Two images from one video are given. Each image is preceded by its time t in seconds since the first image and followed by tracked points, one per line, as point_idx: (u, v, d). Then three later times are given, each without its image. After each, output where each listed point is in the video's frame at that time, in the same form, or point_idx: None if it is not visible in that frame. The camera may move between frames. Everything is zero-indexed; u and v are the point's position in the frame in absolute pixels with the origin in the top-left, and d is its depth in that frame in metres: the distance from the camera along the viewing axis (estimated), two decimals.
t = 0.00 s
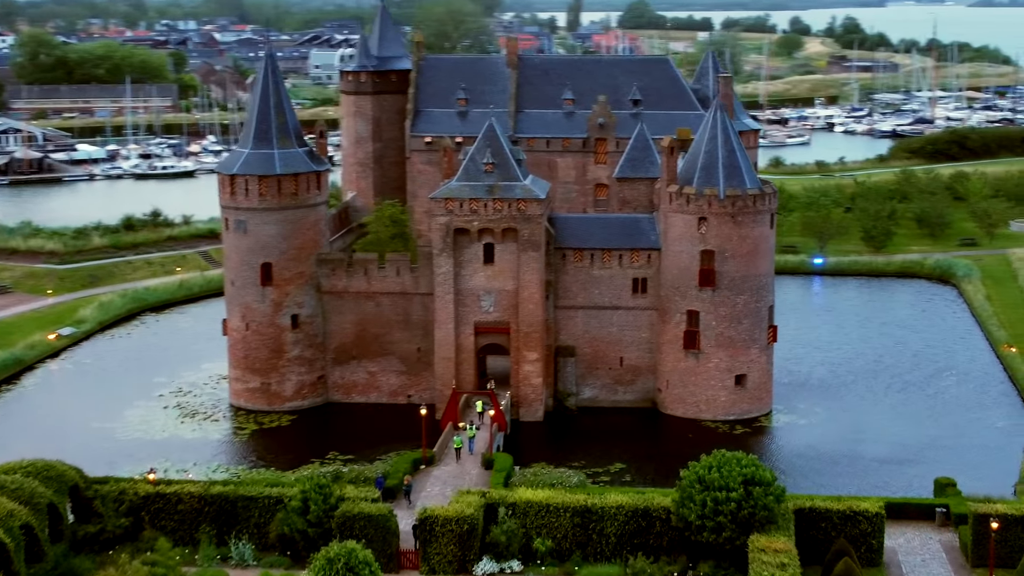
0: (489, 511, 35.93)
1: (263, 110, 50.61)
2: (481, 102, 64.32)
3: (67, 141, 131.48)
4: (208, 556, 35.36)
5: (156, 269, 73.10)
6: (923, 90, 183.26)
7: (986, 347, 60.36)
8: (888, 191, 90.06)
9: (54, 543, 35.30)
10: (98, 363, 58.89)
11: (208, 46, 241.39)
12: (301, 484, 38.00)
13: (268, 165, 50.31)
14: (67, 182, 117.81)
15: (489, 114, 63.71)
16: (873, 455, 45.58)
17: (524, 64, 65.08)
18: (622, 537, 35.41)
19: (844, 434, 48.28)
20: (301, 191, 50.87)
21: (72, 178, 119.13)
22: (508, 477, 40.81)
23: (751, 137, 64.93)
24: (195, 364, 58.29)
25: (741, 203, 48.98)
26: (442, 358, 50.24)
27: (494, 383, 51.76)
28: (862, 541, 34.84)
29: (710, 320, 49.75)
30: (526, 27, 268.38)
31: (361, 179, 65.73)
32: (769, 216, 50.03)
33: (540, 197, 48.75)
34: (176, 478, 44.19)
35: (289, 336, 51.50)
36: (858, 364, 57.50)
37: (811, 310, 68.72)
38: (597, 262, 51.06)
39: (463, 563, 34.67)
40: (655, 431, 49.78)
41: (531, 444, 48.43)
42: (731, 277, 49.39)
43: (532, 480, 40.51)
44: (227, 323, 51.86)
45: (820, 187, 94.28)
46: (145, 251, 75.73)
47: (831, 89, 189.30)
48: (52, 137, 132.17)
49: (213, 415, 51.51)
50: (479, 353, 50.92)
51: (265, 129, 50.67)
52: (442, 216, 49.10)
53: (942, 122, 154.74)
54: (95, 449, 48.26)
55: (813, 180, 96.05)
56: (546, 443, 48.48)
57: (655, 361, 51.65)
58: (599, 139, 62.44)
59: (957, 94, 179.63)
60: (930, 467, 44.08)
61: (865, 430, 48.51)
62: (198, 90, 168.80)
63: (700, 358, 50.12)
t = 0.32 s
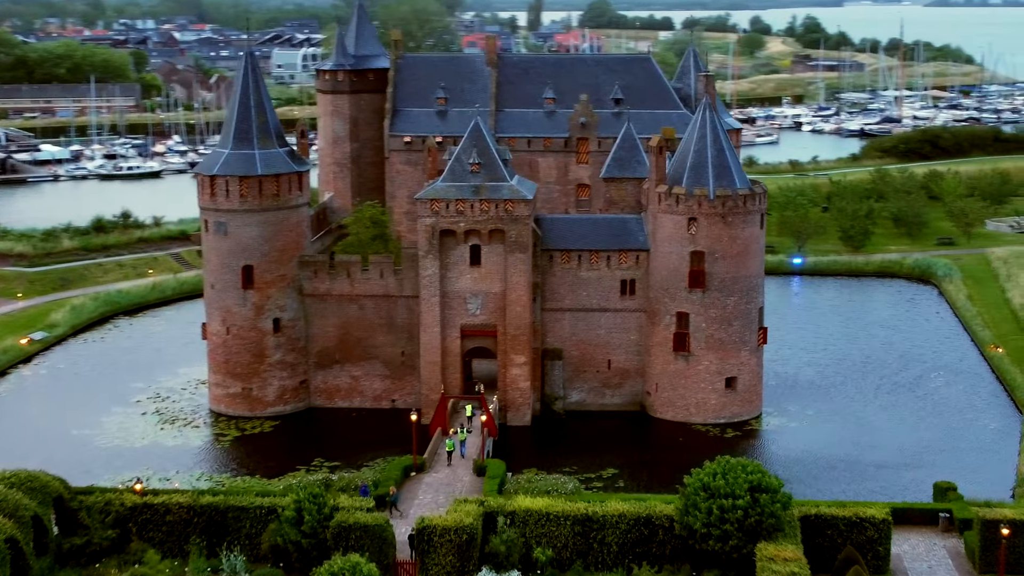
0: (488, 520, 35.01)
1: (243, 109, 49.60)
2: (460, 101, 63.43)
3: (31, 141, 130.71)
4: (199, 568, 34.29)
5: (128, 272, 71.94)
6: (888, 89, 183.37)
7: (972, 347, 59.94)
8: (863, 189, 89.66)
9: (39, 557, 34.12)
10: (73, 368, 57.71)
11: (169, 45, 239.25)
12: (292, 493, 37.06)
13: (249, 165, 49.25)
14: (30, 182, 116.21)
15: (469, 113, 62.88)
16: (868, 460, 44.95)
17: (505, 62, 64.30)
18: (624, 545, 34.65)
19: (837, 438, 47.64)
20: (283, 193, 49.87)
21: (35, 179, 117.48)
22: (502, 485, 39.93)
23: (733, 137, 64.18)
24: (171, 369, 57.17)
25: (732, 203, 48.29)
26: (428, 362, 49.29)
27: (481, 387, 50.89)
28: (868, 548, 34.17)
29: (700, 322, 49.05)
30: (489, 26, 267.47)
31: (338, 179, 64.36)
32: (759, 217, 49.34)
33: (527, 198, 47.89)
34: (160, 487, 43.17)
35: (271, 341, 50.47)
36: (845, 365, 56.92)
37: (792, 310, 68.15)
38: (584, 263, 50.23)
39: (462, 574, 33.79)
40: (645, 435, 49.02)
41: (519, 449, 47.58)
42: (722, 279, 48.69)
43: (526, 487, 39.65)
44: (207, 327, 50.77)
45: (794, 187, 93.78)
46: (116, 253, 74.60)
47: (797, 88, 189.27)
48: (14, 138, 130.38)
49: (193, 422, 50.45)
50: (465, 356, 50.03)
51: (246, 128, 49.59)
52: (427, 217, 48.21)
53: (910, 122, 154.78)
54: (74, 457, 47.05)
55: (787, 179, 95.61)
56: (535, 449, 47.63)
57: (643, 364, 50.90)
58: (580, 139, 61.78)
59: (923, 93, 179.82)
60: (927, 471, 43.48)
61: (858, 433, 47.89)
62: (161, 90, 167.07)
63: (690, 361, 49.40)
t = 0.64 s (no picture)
0: (492, 529, 34.12)
1: (228, 108, 48.58)
2: (445, 100, 62.58)
3: None
4: None
5: (104, 275, 70.80)
6: (859, 88, 183.29)
7: (963, 347, 59.46)
8: (844, 188, 89.17)
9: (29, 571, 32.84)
10: (52, 373, 56.56)
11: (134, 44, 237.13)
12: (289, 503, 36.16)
13: (235, 165, 48.18)
14: None
15: (453, 113, 62.05)
16: (870, 464, 44.27)
17: (489, 61, 63.51)
18: (633, 554, 33.86)
19: (836, 442, 46.95)
20: (269, 194, 48.84)
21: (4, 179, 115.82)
22: (502, 492, 39.06)
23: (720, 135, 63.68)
24: (153, 373, 56.06)
25: (728, 203, 47.53)
26: (419, 366, 48.34)
27: (472, 391, 49.98)
28: (881, 556, 33.47)
29: (695, 324, 48.27)
30: (457, 26, 266.26)
31: (320, 180, 62.88)
32: (755, 217, 48.60)
33: (520, 198, 47.05)
34: (148, 496, 42.11)
35: (257, 345, 49.39)
36: (837, 367, 56.22)
37: (780, 310, 67.48)
38: (577, 264, 49.34)
39: None
40: (641, 439, 48.21)
41: (513, 454, 46.70)
42: (718, 280, 47.94)
43: (526, 495, 38.78)
44: (192, 332, 49.68)
45: (774, 186, 93.23)
46: (93, 256, 73.44)
47: (768, 87, 189.02)
48: None
49: (178, 428, 49.37)
50: (456, 360, 49.12)
51: (231, 128, 48.57)
52: (418, 218, 47.26)
53: (883, 121, 154.60)
54: (57, 466, 45.86)
55: (766, 179, 95.07)
56: (529, 454, 46.75)
57: (637, 367, 50.10)
58: (567, 139, 61.04)
59: (894, 92, 179.79)
60: (931, 476, 42.83)
61: (857, 437, 47.20)
62: (128, 89, 165.23)
63: (685, 364, 48.62)
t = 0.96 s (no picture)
0: (499, 538, 33.21)
1: (216, 107, 47.57)
2: (431, 98, 61.87)
3: None
4: None
5: (82, 276, 69.56)
6: (833, 87, 183.02)
7: (957, 347, 58.95)
8: (828, 186, 88.67)
9: None
10: (32, 377, 55.33)
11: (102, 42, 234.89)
12: (287, 512, 35.22)
13: (223, 165, 47.11)
14: None
15: (440, 111, 61.35)
16: (873, 467, 43.59)
17: (476, 59, 62.86)
18: (643, 563, 33.03)
19: (836, 444, 46.27)
20: (258, 194, 47.75)
21: None
22: (504, 498, 38.16)
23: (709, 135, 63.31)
24: (136, 377, 54.96)
25: (726, 203, 46.71)
26: (412, 370, 47.34)
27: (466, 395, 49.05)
28: (897, 564, 32.78)
29: (693, 325, 47.49)
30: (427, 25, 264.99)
31: (304, 179, 61.22)
32: (753, 216, 47.83)
33: (515, 198, 46.13)
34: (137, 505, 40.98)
35: (246, 348, 48.32)
36: (832, 368, 55.55)
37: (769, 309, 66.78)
38: (572, 265, 48.48)
39: None
40: (638, 442, 47.38)
41: (510, 457, 45.82)
42: (716, 281, 47.17)
43: (528, 502, 37.87)
44: (178, 335, 48.57)
45: (757, 185, 92.63)
46: (70, 258, 72.19)
47: (741, 85, 188.67)
48: None
49: (164, 433, 48.28)
50: (449, 363, 48.20)
51: (218, 127, 47.51)
52: (411, 219, 46.25)
53: (858, 119, 154.38)
54: (41, 473, 44.66)
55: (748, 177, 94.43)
56: (526, 457, 45.86)
57: (633, 369, 49.30)
58: (556, 138, 60.44)
59: (868, 90, 179.66)
60: (937, 479, 42.16)
61: (857, 439, 46.51)
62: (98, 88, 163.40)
63: (683, 366, 47.84)
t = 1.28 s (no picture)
0: (507, 547, 32.34)
1: (202, 104, 46.34)
2: (417, 96, 60.98)
3: None
4: None
5: (60, 278, 68.28)
6: (806, 85, 182.90)
7: (951, 347, 58.35)
8: (812, 184, 88.10)
9: None
10: (12, 381, 54.09)
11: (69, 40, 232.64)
12: (286, 522, 34.26)
13: (210, 164, 45.97)
14: None
15: (427, 109, 60.48)
16: (878, 470, 42.85)
17: (463, 56, 61.91)
18: (655, 572, 32.21)
19: (837, 447, 45.52)
20: (246, 194, 46.65)
21: None
22: (506, 505, 37.24)
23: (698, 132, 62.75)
24: (119, 381, 53.81)
25: (725, 202, 45.92)
26: (405, 373, 46.34)
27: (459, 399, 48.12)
28: (914, 571, 32.09)
29: (691, 327, 46.68)
30: (396, 23, 263.61)
31: (288, 179, 60.37)
32: (751, 216, 47.05)
33: (510, 197, 45.21)
34: (127, 513, 39.84)
35: (234, 351, 47.22)
36: (827, 368, 54.84)
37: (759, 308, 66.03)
38: (567, 266, 47.59)
39: None
40: (635, 445, 46.54)
41: (506, 462, 44.91)
42: (714, 281, 46.37)
43: (532, 509, 36.95)
44: (165, 338, 47.44)
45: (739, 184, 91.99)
46: (47, 259, 70.87)
47: (715, 84, 188.16)
48: None
49: (151, 439, 47.13)
50: (442, 366, 47.25)
51: (205, 125, 46.39)
52: (404, 218, 45.24)
53: (833, 117, 153.97)
54: (25, 481, 43.43)
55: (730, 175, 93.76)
56: (523, 462, 44.93)
57: (629, 371, 48.50)
58: (546, 135, 59.67)
59: (842, 88, 179.39)
60: (944, 483, 41.44)
61: (858, 442, 45.77)
62: (66, 86, 161.53)
63: (681, 368, 47.03)
